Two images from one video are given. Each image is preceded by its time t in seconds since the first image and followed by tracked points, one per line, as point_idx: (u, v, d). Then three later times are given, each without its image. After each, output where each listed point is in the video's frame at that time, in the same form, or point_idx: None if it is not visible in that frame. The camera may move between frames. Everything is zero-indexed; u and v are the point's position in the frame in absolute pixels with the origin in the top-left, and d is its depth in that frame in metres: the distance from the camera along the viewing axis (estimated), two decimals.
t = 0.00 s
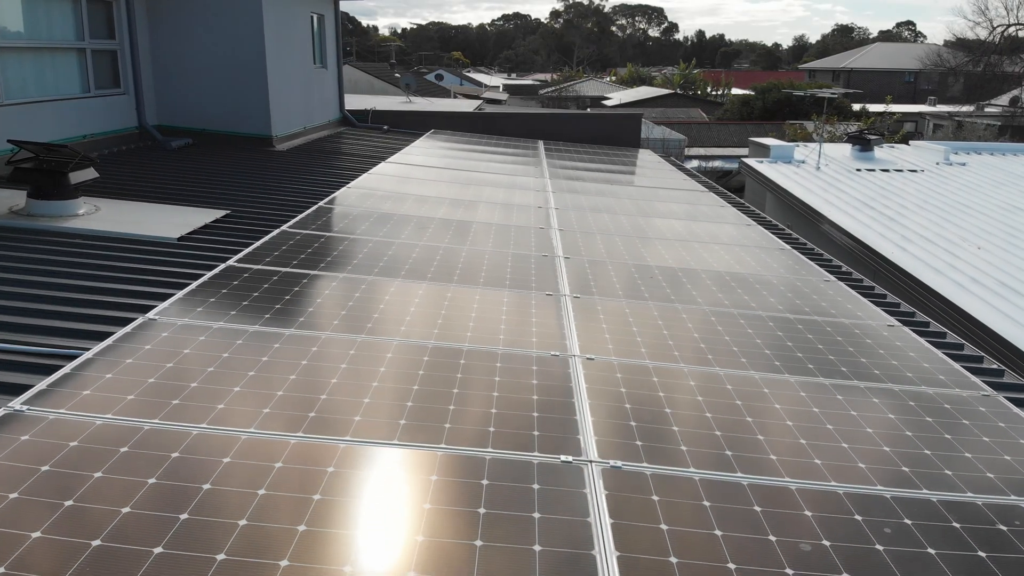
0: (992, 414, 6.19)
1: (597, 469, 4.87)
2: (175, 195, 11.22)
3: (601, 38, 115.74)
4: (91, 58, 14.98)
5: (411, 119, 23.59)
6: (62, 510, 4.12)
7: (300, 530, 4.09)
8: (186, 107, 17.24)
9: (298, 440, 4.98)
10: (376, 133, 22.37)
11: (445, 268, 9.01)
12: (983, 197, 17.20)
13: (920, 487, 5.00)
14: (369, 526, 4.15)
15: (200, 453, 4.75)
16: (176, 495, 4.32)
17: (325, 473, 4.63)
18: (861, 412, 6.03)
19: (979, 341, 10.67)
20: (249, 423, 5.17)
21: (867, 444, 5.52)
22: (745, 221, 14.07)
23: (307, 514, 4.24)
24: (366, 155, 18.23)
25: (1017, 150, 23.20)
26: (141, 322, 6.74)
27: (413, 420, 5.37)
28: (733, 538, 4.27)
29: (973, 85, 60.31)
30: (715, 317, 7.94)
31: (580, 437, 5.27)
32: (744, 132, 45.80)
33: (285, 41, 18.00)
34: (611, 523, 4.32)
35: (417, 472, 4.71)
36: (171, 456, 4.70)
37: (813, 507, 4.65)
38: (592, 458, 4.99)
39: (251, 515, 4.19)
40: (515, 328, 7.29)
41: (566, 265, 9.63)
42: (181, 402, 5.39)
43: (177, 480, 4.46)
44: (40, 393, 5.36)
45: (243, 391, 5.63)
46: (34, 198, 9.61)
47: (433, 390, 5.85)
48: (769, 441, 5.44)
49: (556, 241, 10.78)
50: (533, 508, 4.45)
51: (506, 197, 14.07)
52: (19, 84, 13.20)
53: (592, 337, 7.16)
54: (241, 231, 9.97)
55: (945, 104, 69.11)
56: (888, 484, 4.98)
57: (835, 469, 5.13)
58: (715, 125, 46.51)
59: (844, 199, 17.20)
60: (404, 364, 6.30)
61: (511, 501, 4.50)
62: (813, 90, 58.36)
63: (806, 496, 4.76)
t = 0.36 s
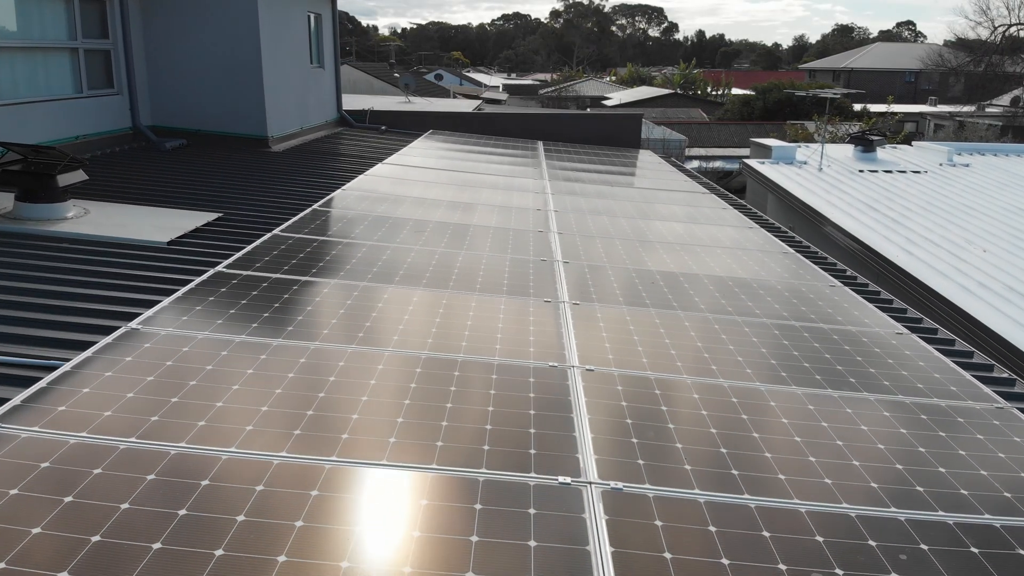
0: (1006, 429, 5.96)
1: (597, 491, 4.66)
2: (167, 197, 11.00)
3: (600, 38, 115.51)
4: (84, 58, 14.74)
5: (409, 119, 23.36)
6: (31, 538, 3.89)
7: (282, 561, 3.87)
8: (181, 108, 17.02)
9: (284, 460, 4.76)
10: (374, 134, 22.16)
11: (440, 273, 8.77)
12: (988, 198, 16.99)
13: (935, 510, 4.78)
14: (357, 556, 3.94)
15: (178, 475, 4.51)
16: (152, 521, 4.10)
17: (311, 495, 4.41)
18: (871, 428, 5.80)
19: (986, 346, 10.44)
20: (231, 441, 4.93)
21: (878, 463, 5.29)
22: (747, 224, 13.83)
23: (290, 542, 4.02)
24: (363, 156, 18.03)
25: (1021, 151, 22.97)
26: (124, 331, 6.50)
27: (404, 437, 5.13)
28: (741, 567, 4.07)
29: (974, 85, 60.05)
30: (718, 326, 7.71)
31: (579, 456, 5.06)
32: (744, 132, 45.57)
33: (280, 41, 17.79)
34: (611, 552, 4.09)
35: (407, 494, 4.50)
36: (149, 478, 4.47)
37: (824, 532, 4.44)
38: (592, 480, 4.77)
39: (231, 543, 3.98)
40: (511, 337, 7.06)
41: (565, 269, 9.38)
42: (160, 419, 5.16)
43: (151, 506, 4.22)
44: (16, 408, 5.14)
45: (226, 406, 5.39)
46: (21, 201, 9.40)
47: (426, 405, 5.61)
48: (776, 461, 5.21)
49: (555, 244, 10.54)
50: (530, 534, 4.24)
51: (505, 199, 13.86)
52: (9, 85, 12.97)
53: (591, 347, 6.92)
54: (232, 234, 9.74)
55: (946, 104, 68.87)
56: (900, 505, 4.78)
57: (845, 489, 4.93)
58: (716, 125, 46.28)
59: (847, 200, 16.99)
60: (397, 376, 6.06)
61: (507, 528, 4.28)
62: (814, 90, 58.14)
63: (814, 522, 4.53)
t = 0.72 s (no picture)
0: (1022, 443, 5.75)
1: (598, 515, 4.43)
2: (159, 200, 10.79)
3: (600, 38, 115.32)
4: (77, 58, 14.53)
5: (407, 119, 23.14)
6: None
7: None
8: (175, 109, 16.80)
9: (268, 481, 4.52)
10: (372, 134, 21.94)
11: (436, 279, 8.54)
12: (992, 200, 16.79)
13: (951, 532, 4.57)
14: None
15: (157, 497, 4.28)
16: (128, 548, 3.86)
17: (296, 520, 4.19)
18: (883, 442, 5.59)
19: (993, 351, 10.24)
20: (213, 460, 4.69)
21: (891, 480, 5.09)
22: (750, 226, 13.62)
23: (273, 572, 3.80)
24: (361, 157, 17.81)
25: None
26: (107, 341, 6.23)
27: (395, 456, 4.89)
28: None
29: (975, 85, 59.84)
30: (723, 334, 7.47)
31: (579, 475, 4.84)
32: (745, 133, 45.38)
33: (276, 41, 17.58)
34: None
35: (398, 517, 4.27)
36: (125, 501, 4.23)
37: (837, 557, 4.22)
38: (592, 502, 4.55)
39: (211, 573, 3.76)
40: (509, 347, 6.82)
41: (565, 273, 9.15)
42: (140, 436, 4.91)
43: (126, 532, 3.98)
44: None
45: (210, 421, 5.15)
46: (9, 204, 9.19)
47: (419, 421, 5.37)
48: (786, 481, 4.98)
49: (554, 247, 10.33)
50: (527, 562, 4.02)
51: (504, 200, 13.64)
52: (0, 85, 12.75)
53: (592, 357, 6.69)
54: (224, 237, 9.50)
55: (946, 104, 68.70)
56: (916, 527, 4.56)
57: (858, 509, 4.72)
58: (716, 125, 46.08)
59: (850, 202, 16.78)
60: (389, 390, 5.82)
61: (504, 555, 4.06)
62: (814, 90, 57.99)
63: (826, 545, 4.33)
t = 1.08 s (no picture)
0: None
1: (605, 542, 4.18)
2: (152, 203, 10.58)
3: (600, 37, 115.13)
4: (71, 58, 14.32)
5: (406, 120, 22.91)
6: None
7: None
8: (171, 109, 16.58)
9: (255, 505, 4.26)
10: (371, 135, 21.71)
11: (434, 285, 8.29)
12: (999, 202, 16.56)
13: (976, 559, 4.33)
14: None
15: (138, 523, 4.04)
16: None
17: (285, 549, 3.93)
18: (901, 460, 5.33)
19: (1004, 358, 10.01)
20: (198, 482, 4.43)
21: (911, 501, 4.84)
22: (754, 229, 13.38)
23: None
24: (359, 158, 17.58)
25: None
26: (93, 352, 5.98)
27: (389, 477, 4.63)
28: None
29: (976, 85, 59.62)
30: (731, 344, 7.22)
31: (583, 497, 4.60)
32: (746, 133, 45.17)
33: (274, 41, 17.37)
34: None
35: (393, 545, 4.02)
36: (104, 527, 3.99)
37: None
38: (598, 527, 4.30)
39: None
40: (510, 358, 6.56)
41: (567, 279, 8.90)
42: (122, 455, 4.66)
43: (104, 563, 3.75)
44: None
45: (196, 439, 4.89)
46: None
47: (415, 438, 5.11)
48: (801, 503, 4.73)
49: (556, 251, 10.12)
50: None
51: (504, 203, 13.42)
52: None
53: (596, 369, 6.43)
54: (217, 242, 9.25)
55: (947, 104, 68.48)
56: (940, 554, 4.33)
57: (878, 534, 4.48)
58: (717, 125, 45.87)
59: (856, 204, 16.54)
60: (384, 405, 5.55)
61: None
62: (815, 90, 57.77)
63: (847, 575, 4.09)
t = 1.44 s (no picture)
0: None
1: (612, 572, 3.94)
2: (146, 205, 10.37)
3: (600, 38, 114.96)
4: (65, 58, 14.09)
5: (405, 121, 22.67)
6: None
7: None
8: (167, 110, 16.37)
9: (241, 533, 4.02)
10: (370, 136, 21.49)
11: (432, 291, 8.04)
12: (1005, 204, 16.34)
13: None
14: None
15: (116, 552, 3.81)
16: None
17: None
18: (922, 479, 5.08)
19: (1014, 364, 9.79)
20: (181, 507, 4.19)
21: (933, 523, 4.59)
22: (759, 231, 13.15)
23: None
24: (357, 159, 17.35)
25: None
26: (78, 364, 5.76)
27: (383, 502, 4.38)
28: None
29: (978, 86, 59.44)
30: (739, 353, 6.95)
31: (588, 522, 4.35)
32: (748, 133, 44.95)
33: (271, 41, 17.17)
34: None
35: None
36: (80, 558, 3.76)
37: None
38: (604, 556, 4.06)
39: None
40: (511, 369, 6.29)
41: (569, 284, 8.65)
42: (102, 477, 4.41)
43: None
44: None
45: (180, 459, 4.64)
46: None
47: (410, 458, 4.85)
48: (818, 527, 4.48)
49: (557, 254, 9.91)
50: None
51: (505, 205, 13.19)
52: None
53: (600, 380, 6.17)
54: (210, 246, 9.00)
55: (947, 104, 68.30)
56: None
57: (900, 560, 4.24)
58: (718, 126, 45.66)
59: (861, 207, 16.30)
60: (378, 421, 5.29)
61: None
62: (816, 90, 57.60)
63: None
